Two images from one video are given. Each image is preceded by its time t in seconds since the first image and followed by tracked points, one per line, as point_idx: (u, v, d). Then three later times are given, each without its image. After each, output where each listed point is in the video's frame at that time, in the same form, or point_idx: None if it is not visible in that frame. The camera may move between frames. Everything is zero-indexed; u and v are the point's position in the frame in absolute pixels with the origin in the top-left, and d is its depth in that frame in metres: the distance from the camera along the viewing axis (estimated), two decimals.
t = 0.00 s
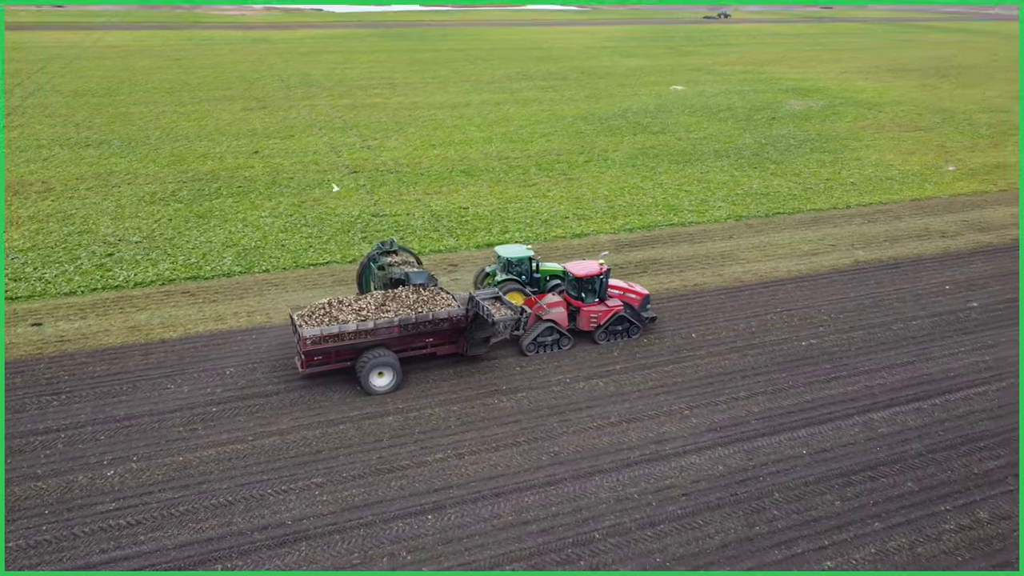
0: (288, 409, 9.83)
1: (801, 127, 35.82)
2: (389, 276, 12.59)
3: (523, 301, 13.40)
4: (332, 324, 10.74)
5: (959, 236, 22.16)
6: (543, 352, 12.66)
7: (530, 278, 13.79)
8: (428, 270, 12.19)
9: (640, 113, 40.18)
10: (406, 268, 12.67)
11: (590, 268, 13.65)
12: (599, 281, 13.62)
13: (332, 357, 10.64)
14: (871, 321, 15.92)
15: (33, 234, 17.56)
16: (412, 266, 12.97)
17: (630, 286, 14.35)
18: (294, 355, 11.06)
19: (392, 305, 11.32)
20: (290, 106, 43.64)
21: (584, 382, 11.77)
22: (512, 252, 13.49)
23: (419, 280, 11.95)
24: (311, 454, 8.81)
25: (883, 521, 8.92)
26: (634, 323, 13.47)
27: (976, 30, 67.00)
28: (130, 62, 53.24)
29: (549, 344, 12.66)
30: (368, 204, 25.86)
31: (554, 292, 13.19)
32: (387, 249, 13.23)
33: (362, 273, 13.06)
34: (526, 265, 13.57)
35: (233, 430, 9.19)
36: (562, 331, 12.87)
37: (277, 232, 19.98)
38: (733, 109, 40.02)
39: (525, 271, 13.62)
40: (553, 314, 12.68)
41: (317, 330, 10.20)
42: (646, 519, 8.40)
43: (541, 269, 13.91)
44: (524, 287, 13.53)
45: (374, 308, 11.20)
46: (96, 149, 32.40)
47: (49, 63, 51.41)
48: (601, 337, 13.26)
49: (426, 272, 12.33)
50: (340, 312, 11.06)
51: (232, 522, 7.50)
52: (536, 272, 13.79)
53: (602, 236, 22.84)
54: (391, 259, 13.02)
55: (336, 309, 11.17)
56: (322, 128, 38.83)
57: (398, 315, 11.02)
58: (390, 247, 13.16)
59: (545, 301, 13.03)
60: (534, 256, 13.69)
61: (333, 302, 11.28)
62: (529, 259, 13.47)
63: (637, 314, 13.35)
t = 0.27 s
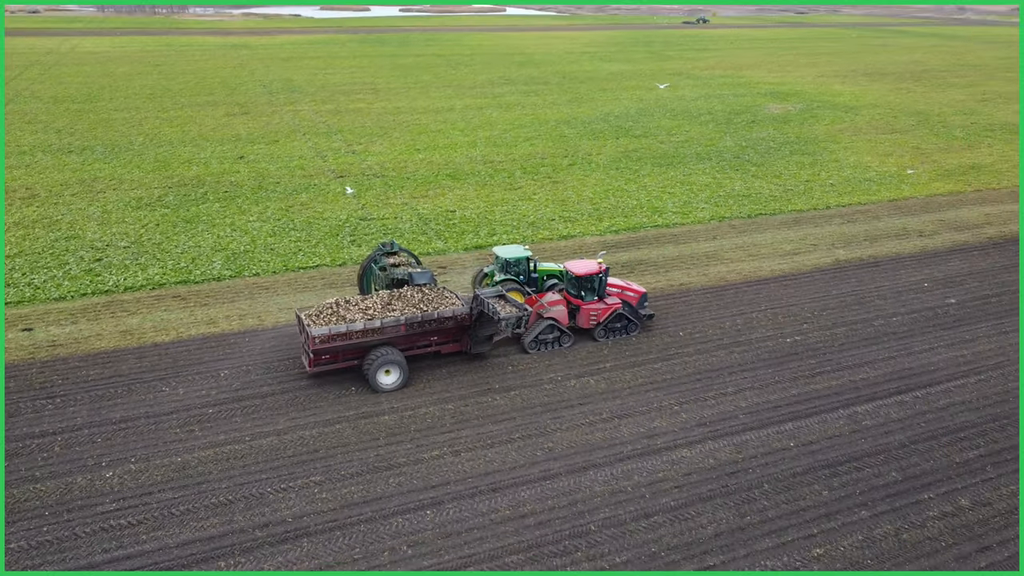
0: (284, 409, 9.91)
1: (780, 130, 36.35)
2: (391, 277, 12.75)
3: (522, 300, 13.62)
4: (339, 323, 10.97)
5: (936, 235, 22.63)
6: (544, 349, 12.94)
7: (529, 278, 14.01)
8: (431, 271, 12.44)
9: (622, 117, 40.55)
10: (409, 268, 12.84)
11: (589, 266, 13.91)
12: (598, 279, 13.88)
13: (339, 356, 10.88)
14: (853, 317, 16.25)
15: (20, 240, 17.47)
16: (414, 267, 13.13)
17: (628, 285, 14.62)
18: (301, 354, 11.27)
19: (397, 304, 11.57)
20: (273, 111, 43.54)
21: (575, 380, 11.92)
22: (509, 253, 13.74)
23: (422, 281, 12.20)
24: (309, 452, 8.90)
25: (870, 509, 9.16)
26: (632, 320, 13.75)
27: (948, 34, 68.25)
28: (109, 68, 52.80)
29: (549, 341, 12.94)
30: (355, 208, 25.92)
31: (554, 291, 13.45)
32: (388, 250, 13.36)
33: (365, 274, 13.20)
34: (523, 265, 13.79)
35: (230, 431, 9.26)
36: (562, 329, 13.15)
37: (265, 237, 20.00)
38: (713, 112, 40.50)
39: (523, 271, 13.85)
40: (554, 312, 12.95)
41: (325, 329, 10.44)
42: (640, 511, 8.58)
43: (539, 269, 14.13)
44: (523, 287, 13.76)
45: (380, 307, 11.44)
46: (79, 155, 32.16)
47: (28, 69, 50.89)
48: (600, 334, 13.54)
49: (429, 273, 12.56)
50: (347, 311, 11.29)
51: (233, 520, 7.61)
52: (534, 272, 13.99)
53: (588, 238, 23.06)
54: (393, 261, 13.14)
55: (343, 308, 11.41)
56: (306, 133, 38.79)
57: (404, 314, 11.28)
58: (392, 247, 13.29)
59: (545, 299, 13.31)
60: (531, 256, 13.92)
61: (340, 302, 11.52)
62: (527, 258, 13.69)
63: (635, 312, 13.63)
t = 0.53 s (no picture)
0: (281, 410, 9.99)
1: (761, 133, 36.84)
2: (393, 277, 12.89)
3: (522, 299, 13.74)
4: (347, 322, 11.18)
5: (915, 234, 23.08)
6: (545, 346, 13.18)
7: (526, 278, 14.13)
8: (432, 271, 12.71)
9: (606, 121, 40.90)
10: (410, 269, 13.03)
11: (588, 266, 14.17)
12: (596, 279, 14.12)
13: (347, 354, 11.09)
14: (836, 314, 16.57)
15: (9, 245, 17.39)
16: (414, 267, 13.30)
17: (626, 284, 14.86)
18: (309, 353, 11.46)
19: (404, 304, 11.81)
20: (257, 116, 43.44)
21: (567, 377, 12.08)
22: (506, 253, 13.85)
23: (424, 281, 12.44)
24: (307, 451, 8.99)
25: (857, 498, 9.40)
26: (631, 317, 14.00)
27: (923, 38, 69.45)
28: (90, 74, 52.44)
29: (550, 338, 13.19)
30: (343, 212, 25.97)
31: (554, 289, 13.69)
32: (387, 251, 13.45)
33: (364, 276, 13.23)
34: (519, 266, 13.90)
35: (228, 431, 9.33)
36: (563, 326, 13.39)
37: (255, 241, 20.03)
38: (695, 116, 40.95)
39: (521, 271, 13.97)
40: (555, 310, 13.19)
41: (334, 327, 10.65)
42: (635, 503, 8.76)
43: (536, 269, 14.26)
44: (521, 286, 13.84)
45: (387, 306, 11.68)
46: (63, 161, 31.95)
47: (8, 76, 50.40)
48: (600, 332, 13.79)
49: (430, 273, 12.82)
50: (354, 311, 11.51)
51: (235, 518, 7.71)
52: (531, 272, 14.09)
53: (576, 240, 23.28)
54: (394, 260, 13.26)
55: (350, 307, 11.62)
56: (292, 138, 38.75)
57: (410, 313, 11.51)
58: (392, 249, 13.40)
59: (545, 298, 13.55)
60: (527, 257, 14.04)
61: (347, 301, 11.74)
62: (525, 258, 13.85)
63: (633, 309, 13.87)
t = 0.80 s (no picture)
0: (279, 410, 10.07)
1: (744, 136, 37.31)
2: (395, 278, 13.04)
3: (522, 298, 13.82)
4: (356, 321, 11.38)
5: (896, 234, 23.50)
6: (546, 344, 13.43)
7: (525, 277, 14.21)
8: (435, 270, 12.69)
9: (591, 125, 41.22)
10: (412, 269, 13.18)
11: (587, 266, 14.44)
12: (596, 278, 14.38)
13: (356, 352, 11.28)
14: (821, 312, 16.87)
15: None
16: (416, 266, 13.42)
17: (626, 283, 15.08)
18: (317, 353, 11.63)
19: (410, 303, 12.03)
20: (242, 122, 43.33)
21: (560, 375, 12.24)
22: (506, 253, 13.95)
23: (427, 280, 12.45)
24: (307, 450, 9.09)
25: (845, 489, 9.62)
26: (631, 316, 14.25)
27: (900, 43, 70.58)
28: (72, 80, 52.04)
29: (551, 336, 13.44)
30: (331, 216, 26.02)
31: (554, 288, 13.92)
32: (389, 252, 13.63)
33: (366, 275, 13.45)
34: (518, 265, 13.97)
35: (227, 431, 9.41)
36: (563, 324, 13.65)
37: (245, 245, 20.04)
38: (678, 120, 41.37)
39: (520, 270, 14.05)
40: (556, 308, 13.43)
41: (344, 326, 10.83)
42: (631, 496, 8.93)
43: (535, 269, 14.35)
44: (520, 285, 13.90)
45: (394, 305, 11.89)
46: (48, 167, 31.74)
47: None
48: (599, 330, 14.05)
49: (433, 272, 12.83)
50: (362, 310, 11.71)
51: (237, 516, 7.82)
52: (530, 272, 14.14)
53: (564, 242, 23.47)
54: (395, 262, 13.42)
55: (358, 306, 11.82)
56: (278, 143, 38.71)
57: (416, 311, 11.72)
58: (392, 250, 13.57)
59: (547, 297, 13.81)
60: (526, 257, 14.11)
61: (355, 301, 11.94)
62: (524, 258, 13.93)
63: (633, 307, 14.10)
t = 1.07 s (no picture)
0: (277, 411, 10.16)
1: (728, 140, 37.75)
2: (396, 278, 13.17)
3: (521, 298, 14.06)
4: (363, 321, 11.57)
5: (878, 235, 23.92)
6: (548, 343, 13.62)
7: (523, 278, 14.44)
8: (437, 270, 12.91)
9: (577, 130, 41.53)
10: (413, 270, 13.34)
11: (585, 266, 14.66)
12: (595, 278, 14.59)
13: (363, 351, 11.49)
14: (806, 312, 17.17)
15: None
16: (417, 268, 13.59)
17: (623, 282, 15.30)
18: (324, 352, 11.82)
19: (416, 303, 12.24)
20: (227, 128, 43.25)
21: (554, 375, 12.39)
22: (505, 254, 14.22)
23: (429, 280, 12.66)
24: (305, 449, 9.20)
25: (834, 481, 9.86)
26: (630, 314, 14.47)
27: (880, 48, 71.61)
28: (55, 87, 51.72)
29: (553, 335, 13.64)
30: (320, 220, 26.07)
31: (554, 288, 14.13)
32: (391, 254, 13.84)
33: (367, 277, 13.63)
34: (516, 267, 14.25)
35: (226, 433, 9.49)
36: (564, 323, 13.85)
37: (235, 250, 20.07)
38: (662, 124, 41.77)
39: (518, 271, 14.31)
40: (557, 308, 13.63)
41: (351, 326, 11.03)
42: (626, 490, 9.11)
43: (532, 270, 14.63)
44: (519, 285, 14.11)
45: (400, 305, 12.09)
46: (33, 174, 31.57)
47: None
48: (599, 328, 14.26)
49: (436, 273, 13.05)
50: (369, 310, 11.91)
51: (239, 514, 7.93)
52: (528, 273, 14.41)
53: (553, 245, 23.67)
54: (397, 263, 13.59)
55: (365, 306, 12.02)
56: (265, 149, 38.67)
57: (422, 311, 11.93)
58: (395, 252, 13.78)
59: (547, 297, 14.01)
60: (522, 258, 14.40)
61: (362, 301, 12.14)
62: (521, 259, 14.20)
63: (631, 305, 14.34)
